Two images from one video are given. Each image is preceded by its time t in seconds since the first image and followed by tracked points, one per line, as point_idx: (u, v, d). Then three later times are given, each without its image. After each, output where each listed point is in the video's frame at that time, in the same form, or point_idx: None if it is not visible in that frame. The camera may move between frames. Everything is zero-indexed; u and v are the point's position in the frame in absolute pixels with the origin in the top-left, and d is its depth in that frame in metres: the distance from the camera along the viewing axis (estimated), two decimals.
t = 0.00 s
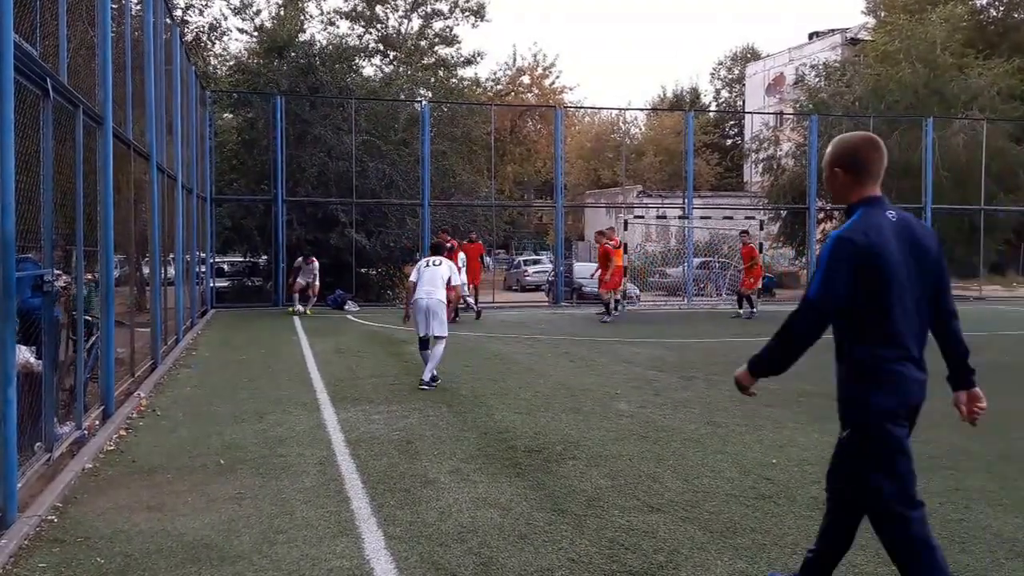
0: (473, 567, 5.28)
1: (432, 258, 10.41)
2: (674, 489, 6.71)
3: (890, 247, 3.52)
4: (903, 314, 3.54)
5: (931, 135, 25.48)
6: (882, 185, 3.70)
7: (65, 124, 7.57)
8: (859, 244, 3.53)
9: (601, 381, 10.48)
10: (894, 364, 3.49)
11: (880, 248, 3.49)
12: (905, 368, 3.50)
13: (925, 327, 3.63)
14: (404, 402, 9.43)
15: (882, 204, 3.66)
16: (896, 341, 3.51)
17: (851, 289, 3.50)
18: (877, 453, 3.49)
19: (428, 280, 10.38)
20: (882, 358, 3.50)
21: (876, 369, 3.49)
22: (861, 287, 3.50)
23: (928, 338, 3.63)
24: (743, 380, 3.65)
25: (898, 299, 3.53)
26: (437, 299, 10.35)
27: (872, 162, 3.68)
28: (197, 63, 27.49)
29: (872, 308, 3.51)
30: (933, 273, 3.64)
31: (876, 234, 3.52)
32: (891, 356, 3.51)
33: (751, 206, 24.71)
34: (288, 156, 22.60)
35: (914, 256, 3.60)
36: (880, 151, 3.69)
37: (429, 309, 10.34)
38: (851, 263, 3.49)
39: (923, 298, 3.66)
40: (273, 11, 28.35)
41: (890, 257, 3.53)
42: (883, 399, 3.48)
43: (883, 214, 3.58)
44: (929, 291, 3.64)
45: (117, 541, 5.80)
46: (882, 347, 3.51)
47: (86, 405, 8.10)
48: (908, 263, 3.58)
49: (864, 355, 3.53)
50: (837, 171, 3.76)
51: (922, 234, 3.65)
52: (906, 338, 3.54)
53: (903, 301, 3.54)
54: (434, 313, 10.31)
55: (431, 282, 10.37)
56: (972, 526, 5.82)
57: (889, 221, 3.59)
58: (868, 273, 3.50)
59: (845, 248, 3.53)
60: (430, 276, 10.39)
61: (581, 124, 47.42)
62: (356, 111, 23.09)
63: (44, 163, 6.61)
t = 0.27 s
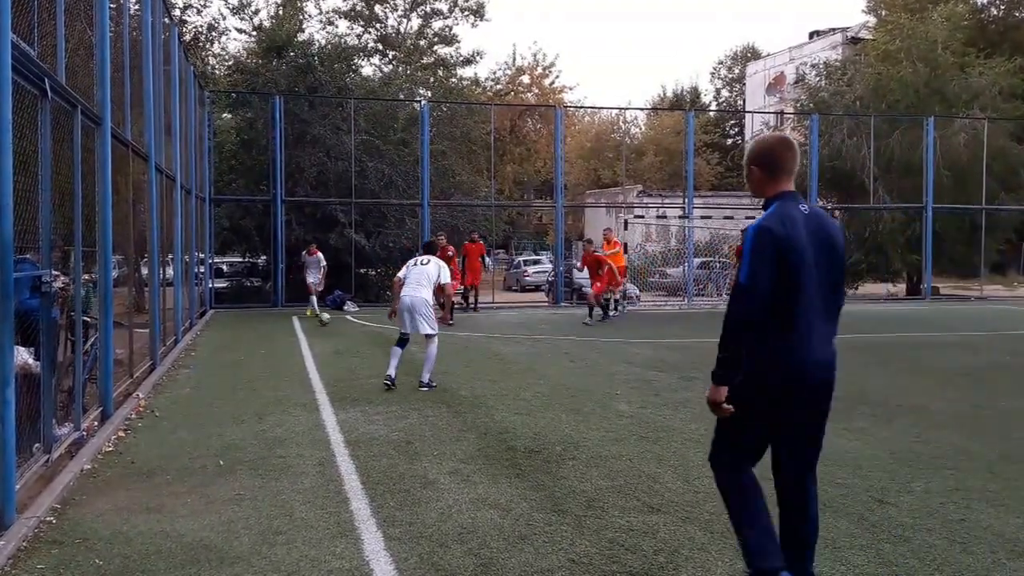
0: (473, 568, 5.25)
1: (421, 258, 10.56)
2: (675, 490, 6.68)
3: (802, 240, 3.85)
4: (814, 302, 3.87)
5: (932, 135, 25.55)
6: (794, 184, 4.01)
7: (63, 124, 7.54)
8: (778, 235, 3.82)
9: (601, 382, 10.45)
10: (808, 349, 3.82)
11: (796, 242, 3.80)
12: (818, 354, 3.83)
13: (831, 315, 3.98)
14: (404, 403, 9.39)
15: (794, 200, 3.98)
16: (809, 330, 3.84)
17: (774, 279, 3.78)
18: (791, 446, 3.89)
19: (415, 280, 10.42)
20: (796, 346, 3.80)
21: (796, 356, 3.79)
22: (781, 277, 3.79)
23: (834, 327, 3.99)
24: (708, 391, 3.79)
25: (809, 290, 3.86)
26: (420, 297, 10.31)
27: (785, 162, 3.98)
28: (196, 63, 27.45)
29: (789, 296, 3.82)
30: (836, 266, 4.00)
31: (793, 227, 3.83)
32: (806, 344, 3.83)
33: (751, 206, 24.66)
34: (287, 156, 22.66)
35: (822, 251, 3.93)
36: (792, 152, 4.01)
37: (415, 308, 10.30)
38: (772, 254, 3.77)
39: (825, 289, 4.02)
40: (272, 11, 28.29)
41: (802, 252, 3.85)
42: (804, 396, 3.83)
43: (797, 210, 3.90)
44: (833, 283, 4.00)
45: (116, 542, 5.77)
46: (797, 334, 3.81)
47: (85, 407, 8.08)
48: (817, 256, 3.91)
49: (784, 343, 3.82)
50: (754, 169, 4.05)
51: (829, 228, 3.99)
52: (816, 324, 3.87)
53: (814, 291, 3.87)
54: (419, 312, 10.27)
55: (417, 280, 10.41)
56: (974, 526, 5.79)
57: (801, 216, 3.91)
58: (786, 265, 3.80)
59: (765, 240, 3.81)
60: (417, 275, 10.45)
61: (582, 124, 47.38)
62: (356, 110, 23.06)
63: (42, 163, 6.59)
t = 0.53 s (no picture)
0: (471, 569, 5.22)
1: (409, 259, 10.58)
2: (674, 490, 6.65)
3: (716, 250, 4.01)
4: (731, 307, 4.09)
5: (934, 135, 25.65)
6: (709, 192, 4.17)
7: (61, 124, 7.52)
8: (691, 249, 3.99)
9: (601, 382, 10.42)
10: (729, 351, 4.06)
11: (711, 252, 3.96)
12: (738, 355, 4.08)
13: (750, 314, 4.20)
14: (402, 404, 9.37)
15: (709, 208, 4.14)
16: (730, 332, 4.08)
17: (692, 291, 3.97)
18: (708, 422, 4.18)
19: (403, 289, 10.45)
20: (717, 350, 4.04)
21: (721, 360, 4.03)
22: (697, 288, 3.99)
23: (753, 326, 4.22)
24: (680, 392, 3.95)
25: (727, 297, 4.07)
26: (404, 299, 10.29)
27: (699, 172, 4.16)
28: (194, 63, 27.39)
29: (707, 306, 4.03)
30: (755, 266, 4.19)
31: (705, 239, 3.99)
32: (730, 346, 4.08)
33: (752, 206, 24.63)
34: (286, 157, 22.67)
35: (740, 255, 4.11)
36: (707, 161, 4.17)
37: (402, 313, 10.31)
38: (689, 266, 3.96)
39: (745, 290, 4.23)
40: (270, 10, 28.23)
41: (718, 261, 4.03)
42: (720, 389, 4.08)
43: (711, 218, 4.04)
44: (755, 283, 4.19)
45: (114, 543, 5.75)
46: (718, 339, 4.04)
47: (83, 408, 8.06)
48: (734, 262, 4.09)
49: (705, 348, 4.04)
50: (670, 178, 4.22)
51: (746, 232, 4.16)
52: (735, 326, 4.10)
53: (731, 295, 4.08)
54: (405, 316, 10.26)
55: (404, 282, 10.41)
56: (974, 526, 5.77)
57: (715, 225, 4.07)
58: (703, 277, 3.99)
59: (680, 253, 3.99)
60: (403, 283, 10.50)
61: (581, 123, 47.36)
62: (354, 110, 23.02)
63: (40, 163, 6.57)
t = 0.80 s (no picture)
0: (470, 570, 5.19)
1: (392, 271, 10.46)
2: (673, 491, 6.63)
3: (630, 245, 4.67)
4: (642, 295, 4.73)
5: (933, 134, 25.78)
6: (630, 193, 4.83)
7: (58, 125, 7.50)
8: (609, 244, 4.66)
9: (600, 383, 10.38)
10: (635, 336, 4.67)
11: (624, 247, 4.62)
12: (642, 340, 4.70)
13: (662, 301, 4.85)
14: (401, 404, 9.34)
15: (629, 207, 4.81)
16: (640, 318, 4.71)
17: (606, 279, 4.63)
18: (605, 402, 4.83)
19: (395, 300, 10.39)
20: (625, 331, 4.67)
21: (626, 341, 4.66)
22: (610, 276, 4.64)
23: (665, 312, 4.87)
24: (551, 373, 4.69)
25: (639, 286, 4.72)
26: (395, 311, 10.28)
27: (621, 176, 4.80)
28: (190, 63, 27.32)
29: (619, 292, 4.68)
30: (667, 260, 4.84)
31: (620, 235, 4.66)
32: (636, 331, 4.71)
33: (751, 206, 24.60)
34: (283, 157, 22.63)
35: (651, 249, 4.78)
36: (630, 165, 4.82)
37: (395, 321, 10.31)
38: (604, 259, 4.61)
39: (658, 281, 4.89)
40: (267, 10, 28.20)
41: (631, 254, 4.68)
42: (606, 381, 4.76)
43: (626, 216, 4.70)
44: (663, 278, 4.81)
45: (111, 545, 5.71)
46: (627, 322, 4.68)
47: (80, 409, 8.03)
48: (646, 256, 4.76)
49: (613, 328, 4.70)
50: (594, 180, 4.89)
51: (659, 229, 4.82)
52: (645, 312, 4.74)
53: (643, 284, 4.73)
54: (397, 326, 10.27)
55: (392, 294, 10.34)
56: (974, 526, 5.75)
57: (631, 222, 4.73)
58: (616, 265, 4.65)
59: (599, 246, 4.65)
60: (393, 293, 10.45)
61: (580, 123, 47.34)
62: (352, 110, 23.00)
63: (36, 163, 6.55)
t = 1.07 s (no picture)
0: (467, 571, 5.17)
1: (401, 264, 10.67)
2: (671, 492, 6.60)
3: (561, 251, 4.91)
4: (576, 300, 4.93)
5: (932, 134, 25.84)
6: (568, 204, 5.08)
7: (53, 125, 7.47)
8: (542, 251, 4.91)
9: (598, 383, 10.36)
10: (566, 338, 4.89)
11: (555, 253, 4.87)
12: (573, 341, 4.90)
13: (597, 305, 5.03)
14: (398, 405, 9.31)
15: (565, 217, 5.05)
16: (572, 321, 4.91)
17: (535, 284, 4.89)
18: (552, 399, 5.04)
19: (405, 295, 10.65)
20: (558, 333, 4.88)
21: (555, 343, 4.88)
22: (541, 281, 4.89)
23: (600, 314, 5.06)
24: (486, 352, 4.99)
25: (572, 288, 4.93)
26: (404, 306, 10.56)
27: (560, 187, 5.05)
28: (187, 63, 27.26)
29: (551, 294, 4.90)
30: (604, 266, 5.02)
31: (549, 244, 4.91)
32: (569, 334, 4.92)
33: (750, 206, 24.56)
34: (280, 157, 22.60)
35: (587, 256, 4.99)
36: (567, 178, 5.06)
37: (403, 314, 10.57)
38: (535, 265, 4.88)
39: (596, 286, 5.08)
40: (263, 10, 28.15)
41: (563, 260, 4.92)
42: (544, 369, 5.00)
43: (559, 224, 4.95)
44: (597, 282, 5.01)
45: (108, 547, 5.68)
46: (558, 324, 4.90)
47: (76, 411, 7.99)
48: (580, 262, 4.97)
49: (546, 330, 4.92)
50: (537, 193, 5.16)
51: (592, 238, 5.04)
52: (578, 315, 4.94)
53: (574, 288, 4.93)
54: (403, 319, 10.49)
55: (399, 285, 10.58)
56: (972, 526, 5.73)
57: (564, 232, 4.97)
58: (548, 270, 4.89)
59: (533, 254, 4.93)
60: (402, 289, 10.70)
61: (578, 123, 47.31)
62: (349, 109, 22.99)
63: (31, 164, 6.52)
